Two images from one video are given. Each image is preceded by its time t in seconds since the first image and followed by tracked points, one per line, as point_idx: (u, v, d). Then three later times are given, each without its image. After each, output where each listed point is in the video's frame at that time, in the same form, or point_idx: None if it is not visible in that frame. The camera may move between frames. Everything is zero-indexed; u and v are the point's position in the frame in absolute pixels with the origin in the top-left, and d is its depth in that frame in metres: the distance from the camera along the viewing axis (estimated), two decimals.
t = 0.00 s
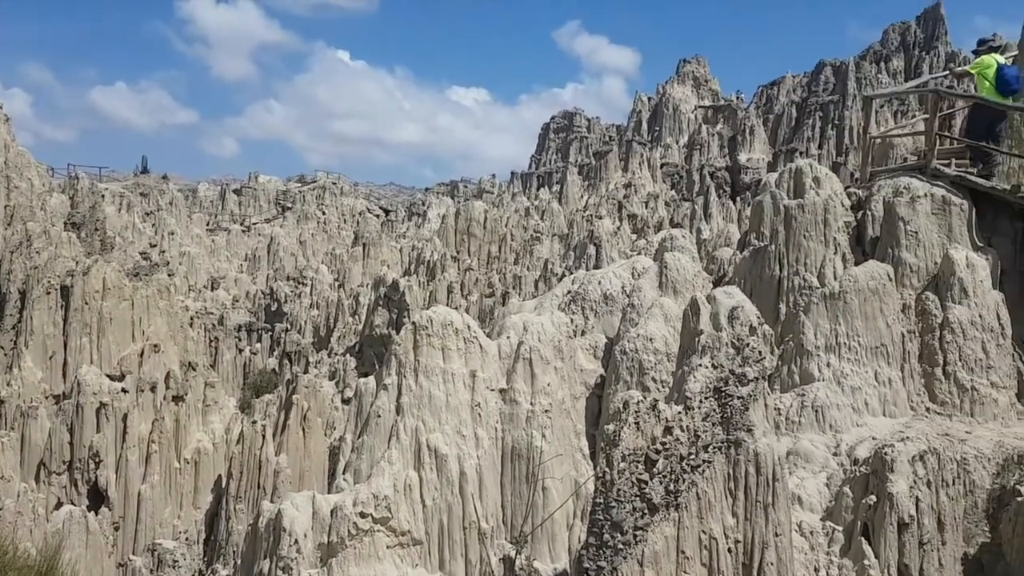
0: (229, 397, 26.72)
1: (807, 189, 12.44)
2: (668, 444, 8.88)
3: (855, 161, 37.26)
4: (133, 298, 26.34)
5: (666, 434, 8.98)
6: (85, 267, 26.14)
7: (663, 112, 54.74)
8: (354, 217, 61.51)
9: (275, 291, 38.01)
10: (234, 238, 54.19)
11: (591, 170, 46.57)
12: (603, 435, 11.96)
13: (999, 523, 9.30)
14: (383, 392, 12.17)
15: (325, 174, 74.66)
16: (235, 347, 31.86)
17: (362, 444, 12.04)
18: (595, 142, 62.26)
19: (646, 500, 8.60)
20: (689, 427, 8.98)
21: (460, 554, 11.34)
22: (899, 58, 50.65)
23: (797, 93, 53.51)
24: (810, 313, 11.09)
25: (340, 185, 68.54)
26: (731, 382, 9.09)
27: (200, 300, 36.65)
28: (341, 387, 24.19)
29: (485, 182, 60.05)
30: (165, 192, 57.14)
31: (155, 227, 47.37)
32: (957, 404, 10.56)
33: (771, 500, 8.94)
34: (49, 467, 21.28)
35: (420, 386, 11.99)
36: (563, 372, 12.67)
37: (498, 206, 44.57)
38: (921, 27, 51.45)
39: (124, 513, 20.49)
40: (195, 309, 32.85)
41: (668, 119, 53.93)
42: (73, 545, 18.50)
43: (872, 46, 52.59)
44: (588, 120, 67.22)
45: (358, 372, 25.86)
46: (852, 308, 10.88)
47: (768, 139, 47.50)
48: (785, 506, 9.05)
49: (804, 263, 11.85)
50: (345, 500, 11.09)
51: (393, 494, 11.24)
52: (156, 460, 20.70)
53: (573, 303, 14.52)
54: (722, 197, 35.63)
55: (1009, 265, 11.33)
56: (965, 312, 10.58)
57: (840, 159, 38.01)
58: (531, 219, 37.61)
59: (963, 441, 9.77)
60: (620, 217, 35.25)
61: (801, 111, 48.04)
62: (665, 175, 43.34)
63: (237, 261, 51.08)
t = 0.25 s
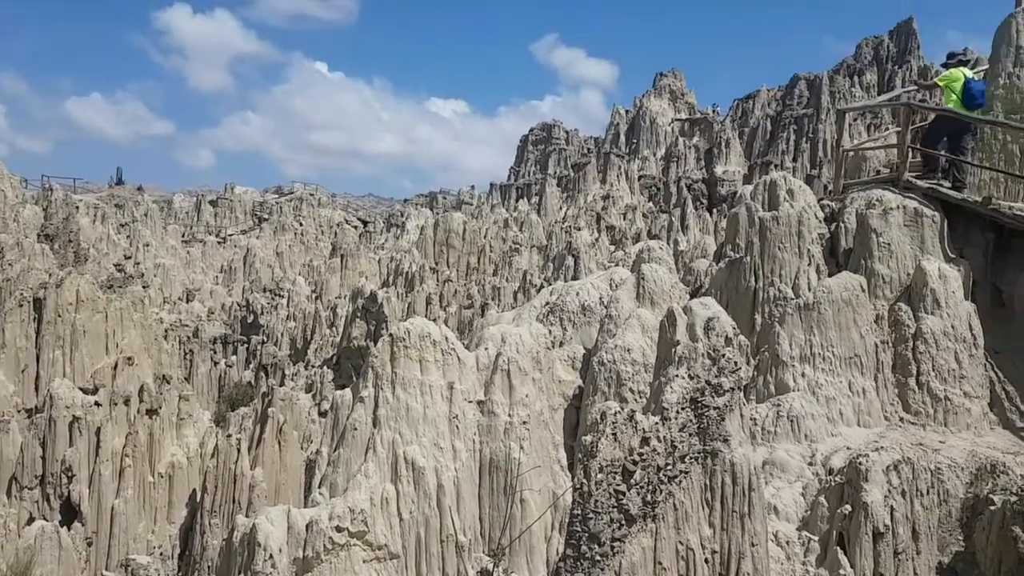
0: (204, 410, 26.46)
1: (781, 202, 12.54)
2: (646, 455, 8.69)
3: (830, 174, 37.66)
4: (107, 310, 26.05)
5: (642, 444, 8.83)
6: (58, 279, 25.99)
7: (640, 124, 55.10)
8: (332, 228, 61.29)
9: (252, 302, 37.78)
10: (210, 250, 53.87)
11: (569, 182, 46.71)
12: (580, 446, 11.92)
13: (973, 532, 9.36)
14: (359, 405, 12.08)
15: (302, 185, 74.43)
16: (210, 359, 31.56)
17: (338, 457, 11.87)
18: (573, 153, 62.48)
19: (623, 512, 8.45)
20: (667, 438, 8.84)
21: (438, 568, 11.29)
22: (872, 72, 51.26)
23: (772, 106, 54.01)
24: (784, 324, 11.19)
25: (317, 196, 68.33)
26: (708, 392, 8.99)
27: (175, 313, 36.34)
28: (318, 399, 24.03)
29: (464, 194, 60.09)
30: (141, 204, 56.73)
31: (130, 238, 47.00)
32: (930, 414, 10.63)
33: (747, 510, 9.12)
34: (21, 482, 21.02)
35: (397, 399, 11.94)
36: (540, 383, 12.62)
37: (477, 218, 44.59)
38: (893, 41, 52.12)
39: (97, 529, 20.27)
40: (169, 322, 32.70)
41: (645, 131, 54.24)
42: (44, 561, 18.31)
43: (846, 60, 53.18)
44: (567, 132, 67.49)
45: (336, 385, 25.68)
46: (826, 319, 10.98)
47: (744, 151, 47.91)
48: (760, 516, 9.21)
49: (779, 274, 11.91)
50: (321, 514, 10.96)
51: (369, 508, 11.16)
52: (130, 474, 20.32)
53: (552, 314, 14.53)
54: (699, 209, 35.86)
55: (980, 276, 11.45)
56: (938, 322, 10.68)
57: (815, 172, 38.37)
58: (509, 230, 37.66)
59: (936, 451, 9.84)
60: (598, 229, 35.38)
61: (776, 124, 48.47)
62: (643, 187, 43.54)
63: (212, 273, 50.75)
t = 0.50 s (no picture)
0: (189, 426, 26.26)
1: (766, 215, 12.62)
2: (632, 468, 8.95)
3: (815, 187, 37.90)
4: (92, 326, 26.09)
5: (630, 458, 9.11)
6: (42, 295, 26.17)
7: (626, 138, 55.35)
8: (319, 243, 61.17)
9: (238, 317, 37.69)
10: (196, 264, 53.72)
11: (556, 196, 46.83)
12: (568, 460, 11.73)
13: (960, 544, 9.32)
14: (346, 419, 12.05)
15: (289, 199, 74.37)
16: (196, 374, 31.39)
17: (324, 472, 11.95)
18: (561, 167, 62.64)
19: (611, 525, 8.70)
20: (653, 451, 9.03)
21: None
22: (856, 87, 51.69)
23: (757, 120, 54.33)
24: (770, 336, 11.15)
25: (305, 210, 68.26)
26: (693, 406, 9.17)
27: (160, 328, 36.14)
28: (304, 414, 23.87)
29: (451, 208, 60.14)
30: (126, 218, 56.51)
31: (116, 253, 46.86)
32: (916, 426, 10.69)
33: (734, 523, 8.95)
34: (5, 500, 20.94)
35: (384, 413, 11.90)
36: (528, 397, 12.36)
37: (464, 231, 44.62)
38: (877, 56, 52.56)
39: (81, 546, 20.05)
40: (154, 338, 32.66)
41: (631, 145, 54.45)
42: None
43: (830, 74, 53.58)
44: (554, 146, 67.72)
45: (324, 400, 25.51)
46: (812, 331, 10.99)
47: (729, 165, 48.17)
48: (749, 530, 9.04)
49: (764, 287, 11.92)
50: (307, 530, 10.99)
51: (355, 523, 11.15)
52: (114, 491, 20.17)
53: (539, 328, 14.52)
54: (685, 223, 35.99)
55: (964, 288, 11.54)
56: (922, 335, 10.77)
57: (800, 185, 38.59)
58: (497, 244, 37.69)
59: (922, 463, 9.87)
60: (585, 242, 35.47)
61: (761, 138, 48.76)
62: (630, 201, 43.69)
63: (199, 287, 50.58)
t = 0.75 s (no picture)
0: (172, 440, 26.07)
1: (749, 227, 12.68)
2: (617, 480, 8.99)
3: (798, 198, 38.13)
4: (74, 339, 25.84)
5: (615, 469, 9.13)
6: (24, 308, 25.80)
7: (611, 150, 55.56)
8: (304, 255, 61.02)
9: (222, 330, 37.54)
10: (180, 277, 53.48)
11: (541, 208, 46.90)
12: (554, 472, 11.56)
13: (944, 553, 9.36)
14: (330, 432, 12.02)
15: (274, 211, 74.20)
16: (179, 388, 31.23)
17: (308, 486, 11.90)
18: (546, 180, 62.78)
19: (596, 537, 8.74)
20: (638, 462, 9.10)
21: None
22: (837, 99, 52.09)
23: (741, 133, 54.64)
24: (754, 347, 11.17)
25: (289, 222, 68.11)
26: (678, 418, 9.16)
27: (143, 341, 35.93)
28: (289, 428, 23.74)
29: (436, 219, 60.14)
30: (110, 231, 56.24)
31: (99, 266, 46.63)
32: (899, 436, 10.73)
33: (720, 535, 8.91)
34: None
35: (368, 426, 11.86)
36: (513, 408, 12.24)
37: (450, 243, 44.62)
38: (858, 69, 52.99)
39: (63, 562, 19.92)
40: (136, 351, 32.44)
41: (616, 157, 54.65)
42: None
43: (812, 87, 53.96)
44: (539, 158, 67.88)
45: (308, 413, 25.41)
46: (796, 341, 11.03)
47: (713, 177, 48.42)
48: (735, 541, 8.97)
49: (748, 298, 11.98)
50: (290, 545, 10.94)
51: (339, 538, 11.12)
52: (96, 506, 20.01)
53: (525, 339, 14.50)
54: (670, 234, 36.10)
55: (945, 299, 11.59)
56: (905, 345, 10.83)
57: (783, 197, 38.81)
58: (482, 255, 37.67)
59: (905, 473, 9.89)
60: (570, 254, 35.54)
61: (745, 150, 49.06)
62: (615, 213, 43.82)
63: (182, 300, 50.33)
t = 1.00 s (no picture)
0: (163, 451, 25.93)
1: (741, 235, 12.68)
2: (610, 488, 8.92)
3: (789, 207, 38.28)
4: (64, 349, 25.79)
5: (608, 477, 9.06)
6: (13, 318, 25.96)
7: (602, 158, 55.68)
8: (296, 264, 60.89)
9: (213, 340, 37.43)
10: (170, 286, 53.32)
11: (533, 216, 46.91)
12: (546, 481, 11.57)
13: (936, 560, 9.37)
14: (321, 442, 11.97)
15: (266, 220, 74.09)
16: (170, 398, 31.11)
17: (299, 496, 11.84)
18: (538, 188, 62.85)
19: (589, 547, 8.62)
20: (630, 470, 9.08)
21: None
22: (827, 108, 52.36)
23: (731, 141, 54.83)
24: (746, 354, 11.18)
25: (281, 231, 67.99)
26: (669, 425, 9.18)
27: (134, 351, 35.78)
28: (280, 437, 23.65)
29: (429, 228, 60.13)
30: (100, 240, 56.04)
31: (90, 276, 46.45)
32: (890, 443, 10.76)
33: (713, 543, 8.91)
34: None
35: (360, 435, 11.81)
36: (505, 417, 12.27)
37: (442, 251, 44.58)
38: (848, 78, 53.25)
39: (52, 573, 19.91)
40: (127, 361, 32.28)
41: (608, 166, 54.78)
42: None
43: (802, 96, 54.22)
44: (531, 167, 67.98)
45: (300, 422, 25.34)
46: (787, 349, 11.05)
47: (704, 185, 48.57)
48: (727, 549, 8.98)
49: (740, 306, 11.97)
50: (281, 556, 10.83)
51: (330, 548, 11.08)
52: (86, 517, 19.94)
53: (516, 347, 14.48)
54: (662, 242, 36.16)
55: (935, 307, 11.64)
56: (896, 353, 10.86)
57: (774, 206, 38.93)
58: (474, 264, 37.65)
59: (897, 480, 9.91)
60: (562, 262, 35.58)
61: (735, 159, 49.25)
62: (607, 221, 43.89)
63: (173, 309, 50.16)
